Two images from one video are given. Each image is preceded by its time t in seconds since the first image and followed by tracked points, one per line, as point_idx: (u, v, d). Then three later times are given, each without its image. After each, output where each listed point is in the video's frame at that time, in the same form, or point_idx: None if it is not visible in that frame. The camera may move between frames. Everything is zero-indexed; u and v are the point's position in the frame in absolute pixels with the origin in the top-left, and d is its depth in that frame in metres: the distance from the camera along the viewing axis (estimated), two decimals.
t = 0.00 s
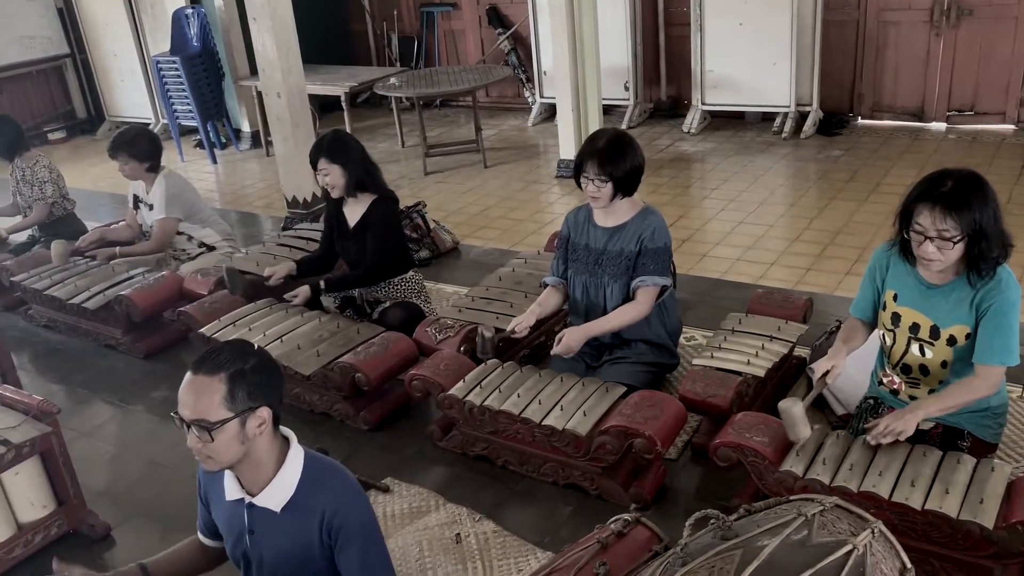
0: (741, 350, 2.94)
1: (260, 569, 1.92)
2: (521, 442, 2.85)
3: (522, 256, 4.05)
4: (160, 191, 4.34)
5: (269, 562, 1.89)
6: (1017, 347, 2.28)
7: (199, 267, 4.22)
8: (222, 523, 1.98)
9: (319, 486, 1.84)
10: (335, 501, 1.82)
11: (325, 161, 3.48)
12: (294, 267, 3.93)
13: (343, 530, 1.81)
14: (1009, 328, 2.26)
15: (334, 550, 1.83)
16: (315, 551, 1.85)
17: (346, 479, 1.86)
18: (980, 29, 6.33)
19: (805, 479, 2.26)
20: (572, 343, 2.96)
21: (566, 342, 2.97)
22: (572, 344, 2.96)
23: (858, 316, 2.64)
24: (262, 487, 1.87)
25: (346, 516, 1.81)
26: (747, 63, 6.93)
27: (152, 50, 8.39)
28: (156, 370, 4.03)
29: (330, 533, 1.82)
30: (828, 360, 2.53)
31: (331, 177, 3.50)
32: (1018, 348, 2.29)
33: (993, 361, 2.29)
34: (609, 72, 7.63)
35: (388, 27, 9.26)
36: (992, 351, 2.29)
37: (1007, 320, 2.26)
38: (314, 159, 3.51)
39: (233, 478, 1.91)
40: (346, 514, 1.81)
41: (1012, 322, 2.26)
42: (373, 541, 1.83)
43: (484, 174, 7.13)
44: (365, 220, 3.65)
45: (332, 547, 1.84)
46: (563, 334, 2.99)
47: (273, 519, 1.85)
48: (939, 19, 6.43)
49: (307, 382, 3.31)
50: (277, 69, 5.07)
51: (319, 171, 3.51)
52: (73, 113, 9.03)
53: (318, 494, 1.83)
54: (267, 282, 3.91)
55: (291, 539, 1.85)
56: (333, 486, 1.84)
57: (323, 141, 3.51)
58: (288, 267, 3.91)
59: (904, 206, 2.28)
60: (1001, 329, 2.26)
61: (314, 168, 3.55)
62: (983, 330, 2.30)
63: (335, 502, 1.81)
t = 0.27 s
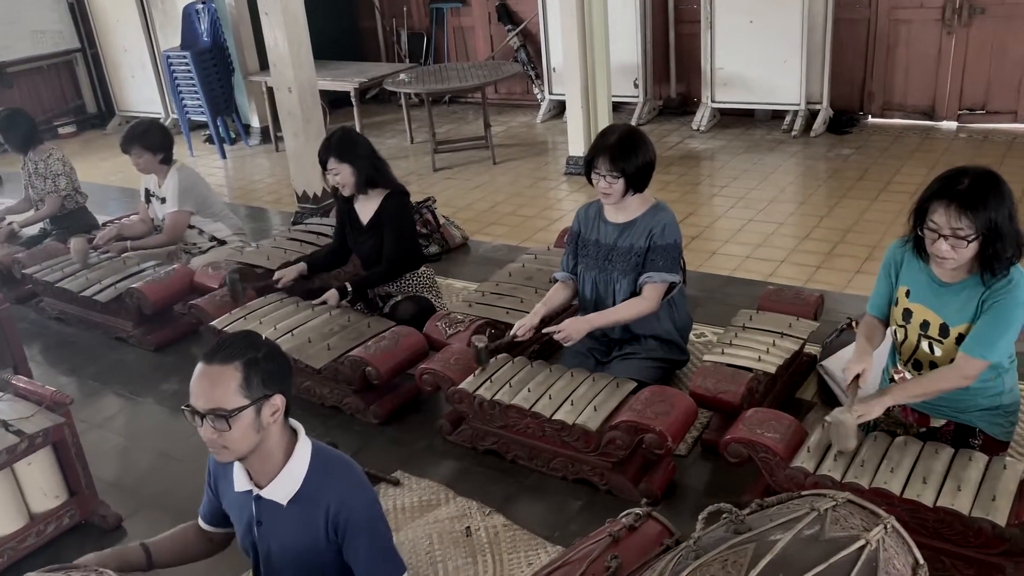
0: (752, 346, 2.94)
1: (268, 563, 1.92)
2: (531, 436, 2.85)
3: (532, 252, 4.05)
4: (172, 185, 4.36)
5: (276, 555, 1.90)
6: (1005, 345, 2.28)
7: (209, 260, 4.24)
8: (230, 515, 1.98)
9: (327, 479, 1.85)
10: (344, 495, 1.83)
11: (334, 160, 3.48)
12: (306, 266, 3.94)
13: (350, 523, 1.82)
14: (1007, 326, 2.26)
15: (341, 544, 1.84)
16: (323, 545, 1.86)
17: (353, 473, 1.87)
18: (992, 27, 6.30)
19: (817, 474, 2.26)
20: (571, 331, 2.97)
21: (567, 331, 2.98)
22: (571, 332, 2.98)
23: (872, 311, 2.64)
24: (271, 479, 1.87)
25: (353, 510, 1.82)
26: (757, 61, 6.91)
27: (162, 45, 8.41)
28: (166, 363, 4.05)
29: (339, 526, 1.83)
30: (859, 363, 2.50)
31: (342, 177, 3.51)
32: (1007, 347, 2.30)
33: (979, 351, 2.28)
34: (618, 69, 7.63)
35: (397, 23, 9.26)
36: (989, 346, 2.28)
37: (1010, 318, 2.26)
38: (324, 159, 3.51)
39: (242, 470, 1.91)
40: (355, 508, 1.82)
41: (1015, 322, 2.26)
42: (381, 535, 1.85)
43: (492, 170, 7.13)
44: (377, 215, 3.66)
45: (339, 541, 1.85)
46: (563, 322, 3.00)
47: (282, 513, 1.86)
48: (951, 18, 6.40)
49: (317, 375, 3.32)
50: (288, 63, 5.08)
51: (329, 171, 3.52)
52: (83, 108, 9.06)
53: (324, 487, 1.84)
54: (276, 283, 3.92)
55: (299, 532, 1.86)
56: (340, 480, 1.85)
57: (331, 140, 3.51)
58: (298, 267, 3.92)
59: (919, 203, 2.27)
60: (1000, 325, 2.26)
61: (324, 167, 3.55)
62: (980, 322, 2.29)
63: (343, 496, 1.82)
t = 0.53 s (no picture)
0: (765, 343, 2.95)
1: (281, 553, 1.94)
2: (542, 431, 2.86)
3: (543, 247, 4.06)
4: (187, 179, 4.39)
5: (291, 546, 1.91)
6: None
7: (222, 254, 4.26)
8: (244, 506, 2.00)
9: (341, 471, 1.86)
10: (358, 487, 1.84)
11: (353, 152, 3.49)
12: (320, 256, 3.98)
13: (366, 515, 1.83)
14: None
15: (357, 535, 1.86)
16: (338, 535, 1.87)
17: (368, 464, 1.88)
18: (1005, 26, 6.27)
19: (829, 471, 2.27)
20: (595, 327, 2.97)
21: (590, 326, 2.98)
22: (594, 327, 2.97)
23: (881, 308, 2.63)
24: (285, 470, 1.88)
25: (368, 502, 1.83)
26: (769, 59, 6.90)
27: (174, 40, 8.44)
28: (179, 356, 4.07)
29: (354, 518, 1.84)
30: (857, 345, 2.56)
31: (360, 168, 3.52)
32: None
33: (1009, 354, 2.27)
34: (629, 66, 7.62)
35: (408, 20, 9.27)
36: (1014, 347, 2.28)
37: None
38: (342, 150, 3.52)
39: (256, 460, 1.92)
40: (370, 500, 1.83)
41: None
42: (397, 526, 1.86)
43: (503, 167, 7.14)
44: (392, 209, 3.67)
45: (354, 532, 1.86)
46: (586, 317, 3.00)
47: (296, 503, 1.87)
48: (964, 16, 6.38)
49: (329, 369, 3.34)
50: (301, 58, 5.10)
51: (346, 162, 3.53)
52: (95, 103, 9.09)
53: (339, 479, 1.85)
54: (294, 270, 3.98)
55: (314, 523, 1.87)
56: (355, 472, 1.86)
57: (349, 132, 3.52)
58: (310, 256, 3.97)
59: (932, 200, 2.27)
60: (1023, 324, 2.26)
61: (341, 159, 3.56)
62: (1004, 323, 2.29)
63: (358, 488, 1.83)
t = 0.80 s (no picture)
0: (776, 339, 2.94)
1: (292, 544, 1.95)
2: (553, 426, 2.86)
3: (553, 244, 4.06)
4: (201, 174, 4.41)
5: (300, 536, 1.92)
6: None
7: (234, 249, 4.27)
8: (256, 496, 2.01)
9: (350, 463, 1.86)
10: (367, 479, 1.84)
11: (370, 150, 3.47)
12: (339, 255, 3.92)
13: (374, 507, 1.84)
14: None
15: (365, 527, 1.86)
16: (347, 526, 1.88)
17: (378, 456, 1.88)
18: (1019, 25, 6.24)
19: (840, 467, 2.26)
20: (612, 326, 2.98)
21: (607, 325, 2.99)
22: (612, 328, 2.98)
23: (894, 307, 2.62)
24: (295, 460, 1.89)
25: (377, 494, 1.83)
26: (780, 57, 6.88)
27: (186, 37, 8.47)
28: (190, 349, 4.09)
29: (363, 510, 1.84)
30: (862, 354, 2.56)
31: (377, 166, 3.50)
32: None
33: None
34: (640, 64, 7.61)
35: (419, 17, 9.28)
36: None
37: None
38: (358, 149, 3.50)
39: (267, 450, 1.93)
40: (378, 492, 1.83)
41: None
42: (405, 519, 1.86)
43: (513, 164, 7.14)
44: (408, 205, 3.67)
45: (364, 524, 1.86)
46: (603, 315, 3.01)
47: (306, 494, 1.88)
48: (977, 14, 6.35)
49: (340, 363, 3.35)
50: (313, 54, 5.11)
51: (363, 160, 3.50)
52: (107, 99, 9.13)
53: (349, 470, 1.85)
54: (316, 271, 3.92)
55: (323, 514, 1.88)
56: (364, 463, 1.86)
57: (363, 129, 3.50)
58: (333, 255, 3.89)
59: (946, 196, 2.27)
60: None
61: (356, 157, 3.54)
62: None
63: (367, 480, 1.84)
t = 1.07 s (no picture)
0: (786, 336, 2.94)
1: (299, 535, 1.95)
2: (562, 421, 2.86)
3: (563, 241, 4.06)
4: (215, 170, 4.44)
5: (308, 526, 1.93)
6: None
7: (245, 245, 4.29)
8: (264, 487, 2.02)
9: (356, 452, 1.86)
10: (372, 468, 1.85)
11: (392, 147, 3.47)
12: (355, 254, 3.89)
13: (379, 496, 1.84)
14: None
15: (370, 516, 1.86)
16: (353, 515, 1.88)
17: (383, 446, 1.88)
18: None
19: (850, 463, 2.26)
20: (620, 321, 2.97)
21: (616, 319, 2.98)
22: (620, 322, 2.97)
23: (908, 302, 2.62)
24: (302, 450, 1.90)
25: (381, 483, 1.84)
26: (791, 56, 6.86)
27: (198, 35, 8.50)
28: (201, 345, 4.11)
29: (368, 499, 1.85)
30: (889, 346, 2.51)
31: (400, 163, 3.51)
32: None
33: None
34: (651, 63, 7.60)
35: (430, 16, 9.29)
36: None
37: None
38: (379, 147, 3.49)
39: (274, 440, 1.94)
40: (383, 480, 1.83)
41: None
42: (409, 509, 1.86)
43: (523, 163, 7.14)
44: (427, 203, 3.68)
45: (368, 513, 1.87)
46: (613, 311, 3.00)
47: (313, 483, 1.89)
48: (990, 14, 6.31)
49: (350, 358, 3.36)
50: (324, 52, 5.13)
51: (385, 158, 3.50)
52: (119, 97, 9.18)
53: (354, 460, 1.86)
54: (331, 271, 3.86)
55: (329, 503, 1.88)
56: (369, 453, 1.86)
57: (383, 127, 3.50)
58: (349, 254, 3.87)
59: (960, 192, 2.26)
60: None
61: (376, 156, 3.53)
62: None
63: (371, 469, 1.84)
